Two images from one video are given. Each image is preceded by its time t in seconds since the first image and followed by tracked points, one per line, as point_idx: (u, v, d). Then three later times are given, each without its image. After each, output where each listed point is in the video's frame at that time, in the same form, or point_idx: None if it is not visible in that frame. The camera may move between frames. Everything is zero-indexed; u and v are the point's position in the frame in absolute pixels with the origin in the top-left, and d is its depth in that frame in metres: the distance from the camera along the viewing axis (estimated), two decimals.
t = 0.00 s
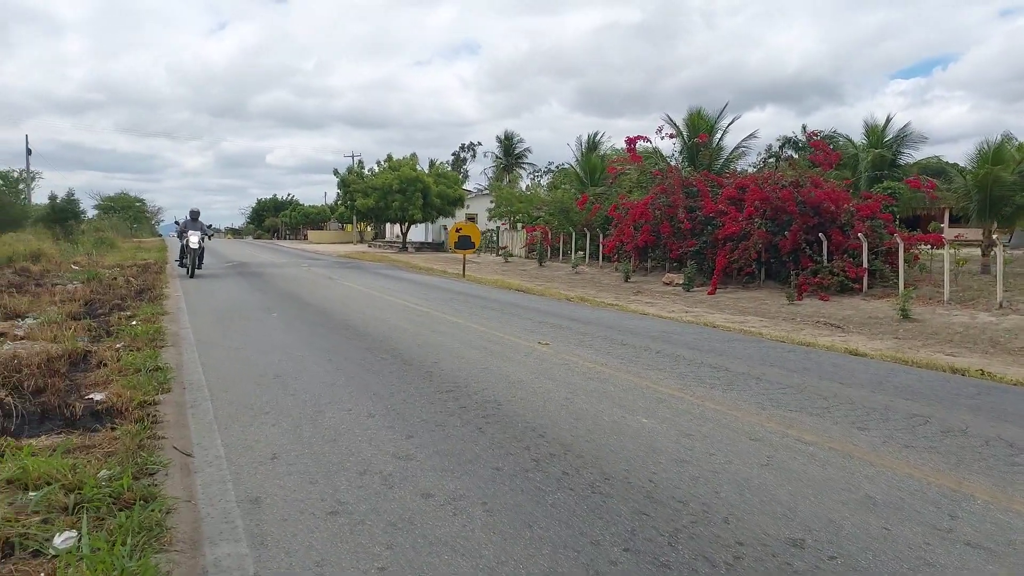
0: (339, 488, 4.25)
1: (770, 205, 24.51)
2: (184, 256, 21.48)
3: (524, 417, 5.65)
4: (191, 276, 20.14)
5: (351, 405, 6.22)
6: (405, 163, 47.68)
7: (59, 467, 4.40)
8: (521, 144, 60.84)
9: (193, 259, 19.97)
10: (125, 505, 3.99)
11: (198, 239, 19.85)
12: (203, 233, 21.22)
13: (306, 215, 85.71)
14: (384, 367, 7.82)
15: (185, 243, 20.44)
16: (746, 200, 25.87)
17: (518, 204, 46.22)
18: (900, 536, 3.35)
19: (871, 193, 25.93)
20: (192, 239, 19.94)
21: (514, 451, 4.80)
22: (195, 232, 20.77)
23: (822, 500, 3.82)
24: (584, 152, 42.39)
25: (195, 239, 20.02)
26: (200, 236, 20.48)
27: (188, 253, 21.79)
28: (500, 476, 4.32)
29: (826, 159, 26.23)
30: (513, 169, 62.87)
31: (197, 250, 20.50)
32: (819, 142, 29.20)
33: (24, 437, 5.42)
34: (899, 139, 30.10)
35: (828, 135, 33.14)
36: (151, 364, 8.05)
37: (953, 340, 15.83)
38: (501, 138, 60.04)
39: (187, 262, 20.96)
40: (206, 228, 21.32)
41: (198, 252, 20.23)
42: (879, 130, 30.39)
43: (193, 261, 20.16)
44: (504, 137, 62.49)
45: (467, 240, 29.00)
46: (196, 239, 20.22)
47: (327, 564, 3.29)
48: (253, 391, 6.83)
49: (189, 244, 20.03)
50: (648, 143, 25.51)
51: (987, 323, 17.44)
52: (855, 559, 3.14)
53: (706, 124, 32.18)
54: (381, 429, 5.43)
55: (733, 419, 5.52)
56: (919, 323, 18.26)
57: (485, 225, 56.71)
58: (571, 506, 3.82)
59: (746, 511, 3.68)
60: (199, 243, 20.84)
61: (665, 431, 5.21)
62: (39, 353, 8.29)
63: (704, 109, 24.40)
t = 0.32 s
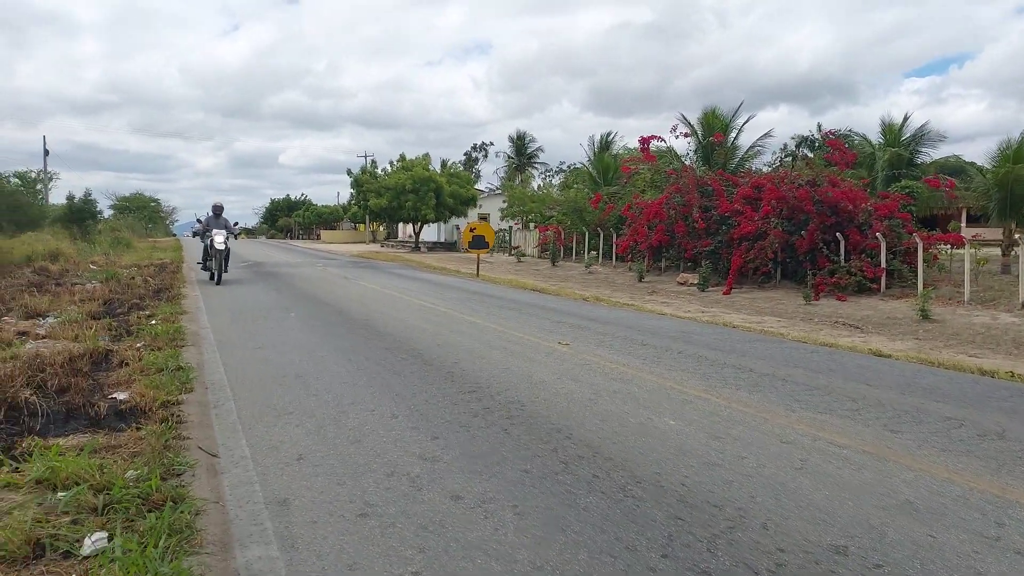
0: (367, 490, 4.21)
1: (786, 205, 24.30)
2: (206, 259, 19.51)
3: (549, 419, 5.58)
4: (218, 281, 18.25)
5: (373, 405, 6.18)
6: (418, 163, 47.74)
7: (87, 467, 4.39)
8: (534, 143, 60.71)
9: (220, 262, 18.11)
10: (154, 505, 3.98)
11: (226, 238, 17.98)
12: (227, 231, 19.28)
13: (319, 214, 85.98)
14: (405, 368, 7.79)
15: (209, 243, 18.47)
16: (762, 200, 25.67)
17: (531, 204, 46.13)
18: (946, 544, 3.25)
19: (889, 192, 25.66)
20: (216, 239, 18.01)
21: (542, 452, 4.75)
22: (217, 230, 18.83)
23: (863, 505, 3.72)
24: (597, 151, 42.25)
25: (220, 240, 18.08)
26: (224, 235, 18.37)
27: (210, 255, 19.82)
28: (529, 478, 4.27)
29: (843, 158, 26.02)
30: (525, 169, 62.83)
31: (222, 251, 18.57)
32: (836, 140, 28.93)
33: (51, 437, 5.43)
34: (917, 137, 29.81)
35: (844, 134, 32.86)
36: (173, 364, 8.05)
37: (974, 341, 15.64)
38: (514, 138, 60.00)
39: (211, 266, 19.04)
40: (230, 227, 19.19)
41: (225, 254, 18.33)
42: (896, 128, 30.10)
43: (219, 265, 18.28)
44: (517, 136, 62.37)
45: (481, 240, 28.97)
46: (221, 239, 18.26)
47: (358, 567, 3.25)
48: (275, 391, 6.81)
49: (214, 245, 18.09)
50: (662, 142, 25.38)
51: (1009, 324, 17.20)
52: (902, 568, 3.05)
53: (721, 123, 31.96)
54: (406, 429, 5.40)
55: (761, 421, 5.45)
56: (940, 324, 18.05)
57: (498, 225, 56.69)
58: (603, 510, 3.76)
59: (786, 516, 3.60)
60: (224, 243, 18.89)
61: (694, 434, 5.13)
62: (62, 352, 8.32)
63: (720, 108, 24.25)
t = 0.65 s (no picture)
0: (388, 498, 4.11)
1: (792, 203, 24.16)
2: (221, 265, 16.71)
3: (569, 424, 5.47)
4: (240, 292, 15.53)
5: (388, 409, 6.07)
6: (420, 161, 47.57)
7: (101, 474, 4.30)
8: (535, 141, 60.56)
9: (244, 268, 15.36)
10: (171, 515, 3.89)
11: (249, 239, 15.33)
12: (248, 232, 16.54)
13: (319, 212, 85.69)
14: (417, 370, 7.67)
15: (227, 247, 15.78)
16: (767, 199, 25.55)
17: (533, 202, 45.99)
18: (991, 559, 3.16)
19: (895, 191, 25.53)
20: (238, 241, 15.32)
21: (564, 459, 4.65)
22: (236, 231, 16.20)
23: (901, 517, 3.63)
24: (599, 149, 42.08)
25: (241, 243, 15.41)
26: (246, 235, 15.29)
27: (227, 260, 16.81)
28: (553, 487, 4.16)
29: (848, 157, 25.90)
30: (527, 167, 62.66)
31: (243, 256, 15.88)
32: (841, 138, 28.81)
33: (63, 441, 5.35)
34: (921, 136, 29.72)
35: (848, 133, 32.82)
36: (181, 365, 7.95)
37: (983, 341, 15.57)
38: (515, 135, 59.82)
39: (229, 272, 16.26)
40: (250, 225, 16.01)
41: (248, 257, 15.65)
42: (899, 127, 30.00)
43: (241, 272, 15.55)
44: (518, 134, 62.16)
45: (484, 238, 28.85)
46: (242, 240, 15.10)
47: None
48: (287, 394, 6.71)
49: (235, 247, 15.39)
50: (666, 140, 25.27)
51: (1017, 324, 17.12)
52: None
53: (725, 121, 31.82)
54: (422, 434, 5.30)
55: (784, 427, 5.35)
56: (947, 324, 17.97)
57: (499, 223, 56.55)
58: (633, 521, 3.67)
59: (822, 528, 3.51)
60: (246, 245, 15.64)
61: (718, 441, 5.02)
62: (68, 353, 8.22)
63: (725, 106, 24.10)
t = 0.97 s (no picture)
0: (409, 498, 4.01)
1: (796, 202, 24.06)
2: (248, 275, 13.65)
3: (587, 422, 5.38)
4: (276, 306, 12.51)
5: (402, 407, 5.98)
6: (421, 161, 47.45)
7: (115, 473, 4.21)
8: (536, 141, 60.47)
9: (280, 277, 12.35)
10: (188, 514, 3.80)
11: (284, 241, 12.38)
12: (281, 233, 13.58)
13: (320, 213, 85.56)
14: (428, 368, 7.58)
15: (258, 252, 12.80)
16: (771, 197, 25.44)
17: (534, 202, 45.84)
18: None
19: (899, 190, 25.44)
20: (271, 244, 12.33)
21: (586, 457, 4.55)
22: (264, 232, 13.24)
23: (940, 517, 3.53)
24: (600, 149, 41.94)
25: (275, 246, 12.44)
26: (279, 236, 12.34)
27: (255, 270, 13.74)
28: (578, 485, 4.07)
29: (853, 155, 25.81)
30: (528, 167, 62.57)
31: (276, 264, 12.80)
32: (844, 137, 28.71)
33: (73, 439, 5.27)
34: (924, 135, 29.65)
35: (851, 133, 32.77)
36: (189, 364, 7.86)
37: (992, 339, 15.47)
38: (515, 135, 59.72)
39: (259, 283, 13.25)
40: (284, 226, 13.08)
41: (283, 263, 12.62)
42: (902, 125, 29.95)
43: (276, 282, 12.56)
44: (519, 134, 62.09)
45: (488, 238, 28.73)
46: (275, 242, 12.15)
47: None
48: (299, 393, 6.61)
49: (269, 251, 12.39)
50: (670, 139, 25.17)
51: None
52: None
53: (728, 120, 31.70)
54: (439, 433, 5.21)
55: (808, 425, 5.26)
56: (954, 322, 17.88)
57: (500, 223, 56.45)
58: (663, 521, 3.58)
59: (860, 530, 3.42)
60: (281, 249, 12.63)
61: (741, 439, 4.92)
62: (75, 352, 8.14)
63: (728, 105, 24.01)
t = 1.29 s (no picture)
0: (432, 502, 3.87)
1: (804, 201, 23.87)
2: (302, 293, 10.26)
3: (610, 423, 5.23)
4: (345, 333, 9.27)
5: (418, 408, 5.84)
6: (425, 160, 47.32)
7: (128, 477, 4.08)
8: (540, 140, 60.32)
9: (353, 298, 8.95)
10: (204, 521, 3.66)
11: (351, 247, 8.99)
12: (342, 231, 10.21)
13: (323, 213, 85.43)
14: (442, 368, 7.43)
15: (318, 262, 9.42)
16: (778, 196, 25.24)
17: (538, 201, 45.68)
18: None
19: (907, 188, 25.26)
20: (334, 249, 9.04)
21: (612, 460, 4.42)
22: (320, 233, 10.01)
23: (989, 524, 3.39)
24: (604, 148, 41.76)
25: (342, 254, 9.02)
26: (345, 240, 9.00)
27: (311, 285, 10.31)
28: (606, 490, 3.93)
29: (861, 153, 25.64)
30: (531, 167, 62.43)
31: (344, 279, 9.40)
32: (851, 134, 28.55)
33: (83, 442, 5.14)
34: (931, 132, 29.49)
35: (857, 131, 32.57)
36: (199, 364, 7.73)
37: (1005, 338, 15.29)
38: (519, 135, 59.60)
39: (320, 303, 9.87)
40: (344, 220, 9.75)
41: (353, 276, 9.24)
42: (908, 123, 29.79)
43: (345, 303, 9.27)
44: (523, 133, 61.92)
45: (493, 237, 28.60)
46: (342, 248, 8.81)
47: None
48: (312, 393, 6.47)
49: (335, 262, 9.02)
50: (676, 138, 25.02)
51: None
52: None
53: (734, 118, 31.41)
54: (458, 434, 5.07)
55: (837, 426, 5.12)
56: (966, 321, 17.70)
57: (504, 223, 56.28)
58: (699, 527, 3.44)
59: (907, 537, 3.28)
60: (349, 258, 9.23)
61: (771, 441, 4.76)
62: (82, 352, 8.01)
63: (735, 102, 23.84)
